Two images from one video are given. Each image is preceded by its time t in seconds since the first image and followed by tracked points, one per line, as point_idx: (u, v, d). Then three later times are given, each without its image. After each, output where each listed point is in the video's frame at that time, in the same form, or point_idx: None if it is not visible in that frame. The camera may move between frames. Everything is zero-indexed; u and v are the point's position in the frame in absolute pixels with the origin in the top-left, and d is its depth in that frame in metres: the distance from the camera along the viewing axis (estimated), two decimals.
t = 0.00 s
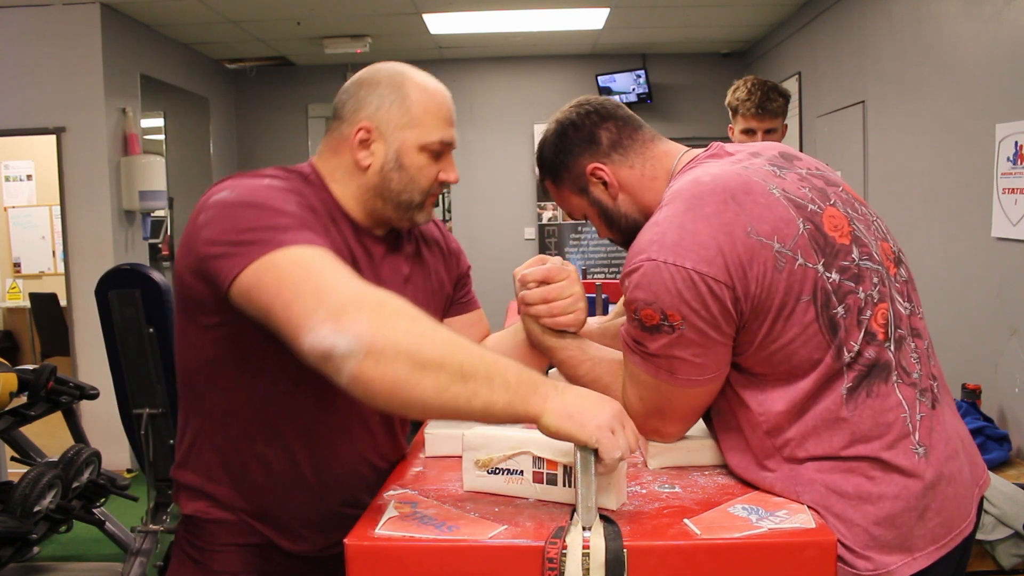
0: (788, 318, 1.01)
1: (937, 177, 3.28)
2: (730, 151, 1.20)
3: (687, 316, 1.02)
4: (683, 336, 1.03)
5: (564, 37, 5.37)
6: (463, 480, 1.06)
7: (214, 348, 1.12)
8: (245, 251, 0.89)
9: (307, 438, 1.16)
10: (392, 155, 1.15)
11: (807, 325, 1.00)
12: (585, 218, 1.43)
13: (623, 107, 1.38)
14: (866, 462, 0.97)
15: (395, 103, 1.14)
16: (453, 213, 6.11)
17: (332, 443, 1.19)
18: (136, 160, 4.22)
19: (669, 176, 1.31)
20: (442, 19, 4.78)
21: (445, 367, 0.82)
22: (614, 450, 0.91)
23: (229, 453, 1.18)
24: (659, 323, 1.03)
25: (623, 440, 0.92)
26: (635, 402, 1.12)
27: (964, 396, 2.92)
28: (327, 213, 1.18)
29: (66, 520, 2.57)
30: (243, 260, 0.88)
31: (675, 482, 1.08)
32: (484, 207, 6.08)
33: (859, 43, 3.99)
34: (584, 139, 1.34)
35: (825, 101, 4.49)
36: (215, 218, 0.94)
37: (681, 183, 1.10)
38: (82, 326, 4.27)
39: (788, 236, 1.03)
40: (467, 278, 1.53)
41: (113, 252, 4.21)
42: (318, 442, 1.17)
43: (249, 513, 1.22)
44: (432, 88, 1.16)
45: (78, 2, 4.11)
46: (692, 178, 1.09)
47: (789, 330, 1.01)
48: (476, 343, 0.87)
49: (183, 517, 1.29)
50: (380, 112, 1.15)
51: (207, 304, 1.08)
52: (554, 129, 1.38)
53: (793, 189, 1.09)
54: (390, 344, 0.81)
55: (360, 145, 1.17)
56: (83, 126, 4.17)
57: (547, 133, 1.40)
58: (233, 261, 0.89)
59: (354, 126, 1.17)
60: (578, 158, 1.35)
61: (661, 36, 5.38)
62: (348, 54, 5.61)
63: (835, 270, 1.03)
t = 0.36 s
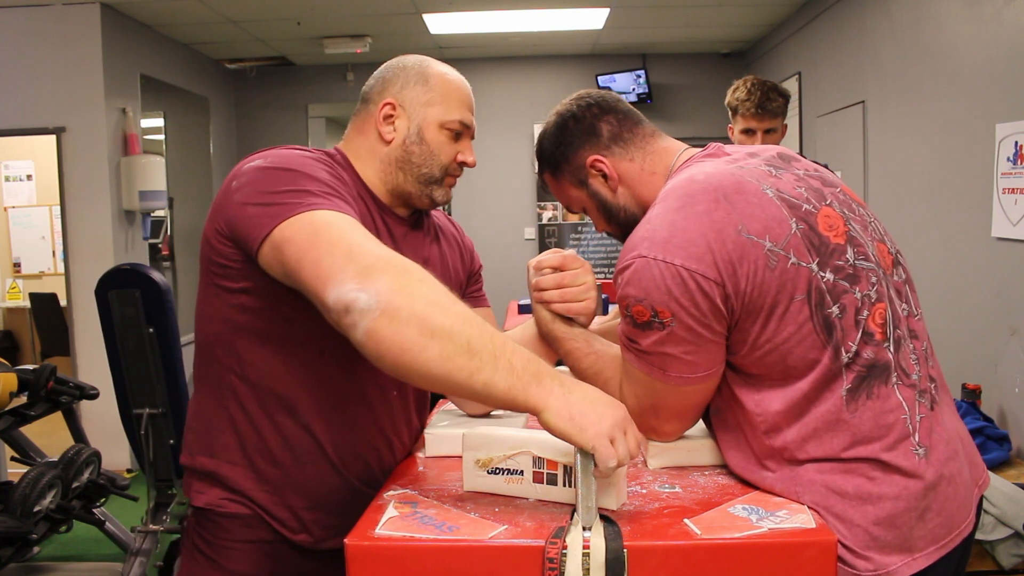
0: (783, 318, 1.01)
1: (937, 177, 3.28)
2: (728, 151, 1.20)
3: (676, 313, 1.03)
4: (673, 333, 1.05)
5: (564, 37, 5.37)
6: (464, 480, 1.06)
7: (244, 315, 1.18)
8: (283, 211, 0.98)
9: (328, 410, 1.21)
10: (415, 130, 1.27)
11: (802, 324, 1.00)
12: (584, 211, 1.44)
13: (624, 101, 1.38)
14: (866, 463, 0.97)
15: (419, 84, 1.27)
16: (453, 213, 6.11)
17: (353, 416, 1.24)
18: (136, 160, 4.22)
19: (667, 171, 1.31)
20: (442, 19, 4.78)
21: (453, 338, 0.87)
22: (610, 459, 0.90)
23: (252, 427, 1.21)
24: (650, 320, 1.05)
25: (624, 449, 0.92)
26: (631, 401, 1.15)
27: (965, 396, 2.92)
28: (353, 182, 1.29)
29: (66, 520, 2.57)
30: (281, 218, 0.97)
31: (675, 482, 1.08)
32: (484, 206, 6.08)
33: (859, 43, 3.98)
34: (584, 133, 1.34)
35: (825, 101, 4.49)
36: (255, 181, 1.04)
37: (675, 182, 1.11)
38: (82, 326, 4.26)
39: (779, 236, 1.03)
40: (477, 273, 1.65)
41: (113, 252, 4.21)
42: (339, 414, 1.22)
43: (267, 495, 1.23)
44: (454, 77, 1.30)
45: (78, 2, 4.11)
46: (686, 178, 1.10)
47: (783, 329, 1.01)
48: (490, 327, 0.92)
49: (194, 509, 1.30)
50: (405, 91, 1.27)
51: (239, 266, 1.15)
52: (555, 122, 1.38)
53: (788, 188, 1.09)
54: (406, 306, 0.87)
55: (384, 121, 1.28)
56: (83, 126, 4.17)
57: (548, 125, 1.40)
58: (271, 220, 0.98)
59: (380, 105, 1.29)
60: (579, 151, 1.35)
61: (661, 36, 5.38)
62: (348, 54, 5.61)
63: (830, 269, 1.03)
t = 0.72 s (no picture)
0: (782, 314, 1.01)
1: (937, 176, 3.28)
2: (728, 151, 1.20)
3: (675, 309, 1.03)
4: (672, 329, 1.04)
5: (564, 37, 5.37)
6: (464, 480, 1.06)
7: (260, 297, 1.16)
8: (314, 193, 0.98)
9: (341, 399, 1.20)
10: (425, 123, 1.28)
11: (800, 320, 1.00)
12: (584, 210, 1.44)
13: (626, 101, 1.38)
14: (866, 463, 0.97)
15: (430, 80, 1.28)
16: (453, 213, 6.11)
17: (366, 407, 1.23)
18: (136, 160, 4.22)
19: (667, 172, 1.31)
20: (442, 19, 4.78)
21: (485, 324, 0.91)
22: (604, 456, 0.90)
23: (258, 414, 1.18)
24: (649, 316, 1.05)
25: (611, 453, 0.91)
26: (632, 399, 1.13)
27: (965, 396, 2.92)
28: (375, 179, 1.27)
29: (66, 520, 2.57)
30: (311, 199, 0.98)
31: (675, 482, 1.08)
32: (484, 206, 6.08)
33: (859, 42, 3.98)
34: (586, 131, 1.34)
35: (825, 101, 4.49)
36: (282, 162, 1.03)
37: (675, 180, 1.12)
38: (82, 326, 4.26)
39: (777, 232, 1.03)
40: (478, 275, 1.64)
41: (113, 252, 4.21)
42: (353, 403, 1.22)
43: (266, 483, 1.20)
44: (463, 76, 1.31)
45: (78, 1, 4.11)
46: (684, 176, 1.10)
47: (781, 326, 1.01)
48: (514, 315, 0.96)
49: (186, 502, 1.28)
50: (417, 86, 1.28)
51: (260, 248, 1.14)
52: (557, 121, 1.38)
53: (786, 186, 1.09)
54: (441, 291, 0.91)
55: (396, 115, 1.28)
56: (83, 126, 4.17)
57: (551, 124, 1.40)
58: (300, 201, 0.99)
59: (391, 100, 1.29)
60: (579, 149, 1.35)
61: (661, 36, 5.38)
62: (348, 54, 5.61)
63: (828, 266, 1.03)
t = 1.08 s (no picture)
0: (792, 307, 1.01)
1: (937, 176, 3.27)
2: (736, 154, 1.21)
3: (683, 297, 1.03)
4: (679, 318, 1.05)
5: (564, 37, 5.37)
6: (464, 480, 1.06)
7: (276, 293, 1.17)
8: (335, 190, 1.00)
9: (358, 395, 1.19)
10: (438, 128, 1.28)
11: (811, 314, 1.00)
12: (598, 212, 1.43)
13: (643, 108, 1.39)
14: (877, 461, 0.97)
15: (442, 86, 1.28)
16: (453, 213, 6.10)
17: (383, 403, 1.22)
18: (136, 160, 4.22)
19: (677, 176, 1.31)
20: (442, 20, 4.77)
21: (489, 328, 0.91)
22: (608, 458, 0.90)
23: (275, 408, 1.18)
24: (657, 305, 1.05)
25: (612, 450, 0.90)
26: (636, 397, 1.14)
27: (965, 396, 2.92)
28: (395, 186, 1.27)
29: (66, 520, 2.57)
30: (327, 196, 0.99)
31: (675, 482, 1.08)
32: (484, 206, 6.08)
33: (860, 42, 3.98)
34: (601, 133, 1.35)
35: (825, 101, 4.49)
36: (303, 159, 1.04)
37: (684, 177, 1.13)
38: (81, 326, 4.26)
39: (786, 229, 1.04)
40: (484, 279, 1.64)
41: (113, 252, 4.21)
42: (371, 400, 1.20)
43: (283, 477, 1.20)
44: (473, 83, 1.32)
45: (78, 2, 4.11)
46: (695, 174, 1.12)
47: (790, 321, 1.01)
48: (517, 321, 0.96)
49: (200, 507, 1.27)
50: (430, 91, 1.28)
51: (279, 244, 1.14)
52: (574, 123, 1.39)
53: (795, 187, 1.10)
54: (449, 294, 0.91)
55: (409, 120, 1.28)
56: (83, 126, 4.17)
57: (569, 127, 1.40)
58: (317, 198, 1.00)
59: (404, 104, 1.29)
60: (593, 150, 1.36)
61: (661, 36, 5.38)
62: (348, 54, 5.61)
63: (837, 263, 1.03)
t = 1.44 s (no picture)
0: (745, 316, 1.01)
1: (937, 176, 3.27)
2: (712, 155, 1.20)
3: (631, 305, 1.05)
4: (632, 325, 1.06)
5: (564, 37, 5.36)
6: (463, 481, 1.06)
7: (278, 292, 1.17)
8: (337, 187, 0.99)
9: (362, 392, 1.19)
10: (428, 116, 1.28)
11: (766, 323, 1.00)
12: (586, 206, 1.44)
13: (630, 102, 1.38)
14: (859, 470, 0.96)
15: (430, 75, 1.28)
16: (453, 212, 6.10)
17: (388, 400, 1.22)
18: (136, 160, 4.22)
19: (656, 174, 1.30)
20: (442, 20, 4.77)
21: (488, 330, 0.91)
22: (613, 460, 0.90)
23: (282, 406, 1.17)
24: (610, 314, 1.07)
25: (613, 451, 0.90)
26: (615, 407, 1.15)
27: (965, 396, 2.92)
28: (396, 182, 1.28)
29: (66, 520, 2.57)
30: (327, 193, 0.99)
31: (675, 482, 1.08)
32: (484, 206, 6.08)
33: (859, 42, 3.98)
34: (583, 130, 1.35)
35: (825, 101, 4.49)
36: (299, 154, 1.04)
37: (647, 182, 1.14)
38: (81, 326, 4.26)
39: (739, 234, 1.03)
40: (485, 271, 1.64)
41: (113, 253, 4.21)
42: (376, 396, 1.20)
43: (290, 476, 1.19)
44: (461, 70, 1.32)
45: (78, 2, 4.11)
46: (653, 180, 1.12)
47: (747, 331, 1.01)
48: (516, 321, 0.96)
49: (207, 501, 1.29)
50: (418, 80, 1.28)
51: (279, 239, 1.15)
52: (559, 122, 1.39)
53: (761, 191, 1.09)
54: (448, 293, 0.91)
55: (399, 110, 1.28)
56: (83, 126, 4.17)
57: (557, 125, 1.41)
58: (318, 194, 1.00)
59: (393, 95, 1.29)
60: (576, 147, 1.36)
61: (662, 36, 5.38)
62: (348, 54, 5.61)
63: (798, 270, 1.02)
